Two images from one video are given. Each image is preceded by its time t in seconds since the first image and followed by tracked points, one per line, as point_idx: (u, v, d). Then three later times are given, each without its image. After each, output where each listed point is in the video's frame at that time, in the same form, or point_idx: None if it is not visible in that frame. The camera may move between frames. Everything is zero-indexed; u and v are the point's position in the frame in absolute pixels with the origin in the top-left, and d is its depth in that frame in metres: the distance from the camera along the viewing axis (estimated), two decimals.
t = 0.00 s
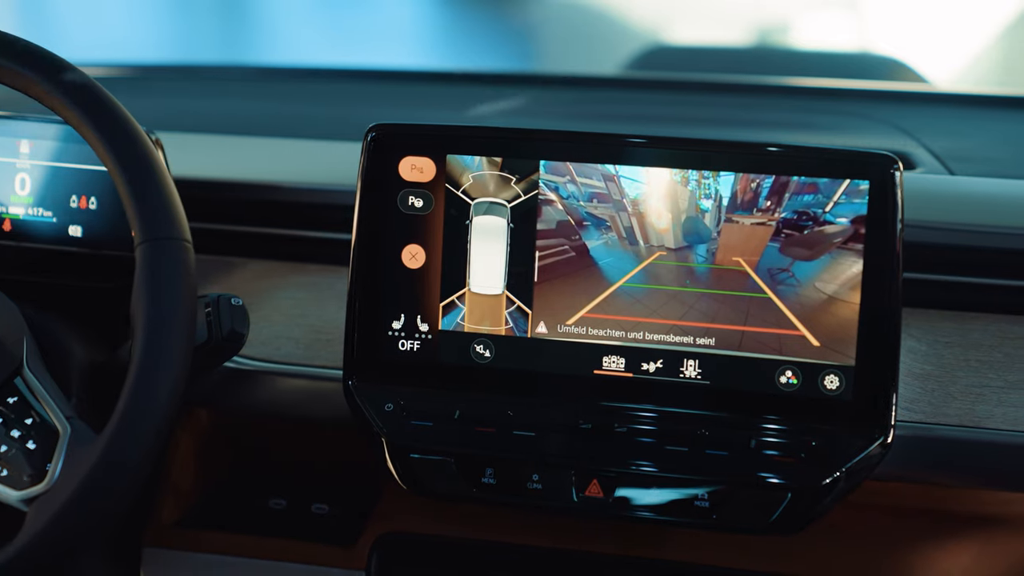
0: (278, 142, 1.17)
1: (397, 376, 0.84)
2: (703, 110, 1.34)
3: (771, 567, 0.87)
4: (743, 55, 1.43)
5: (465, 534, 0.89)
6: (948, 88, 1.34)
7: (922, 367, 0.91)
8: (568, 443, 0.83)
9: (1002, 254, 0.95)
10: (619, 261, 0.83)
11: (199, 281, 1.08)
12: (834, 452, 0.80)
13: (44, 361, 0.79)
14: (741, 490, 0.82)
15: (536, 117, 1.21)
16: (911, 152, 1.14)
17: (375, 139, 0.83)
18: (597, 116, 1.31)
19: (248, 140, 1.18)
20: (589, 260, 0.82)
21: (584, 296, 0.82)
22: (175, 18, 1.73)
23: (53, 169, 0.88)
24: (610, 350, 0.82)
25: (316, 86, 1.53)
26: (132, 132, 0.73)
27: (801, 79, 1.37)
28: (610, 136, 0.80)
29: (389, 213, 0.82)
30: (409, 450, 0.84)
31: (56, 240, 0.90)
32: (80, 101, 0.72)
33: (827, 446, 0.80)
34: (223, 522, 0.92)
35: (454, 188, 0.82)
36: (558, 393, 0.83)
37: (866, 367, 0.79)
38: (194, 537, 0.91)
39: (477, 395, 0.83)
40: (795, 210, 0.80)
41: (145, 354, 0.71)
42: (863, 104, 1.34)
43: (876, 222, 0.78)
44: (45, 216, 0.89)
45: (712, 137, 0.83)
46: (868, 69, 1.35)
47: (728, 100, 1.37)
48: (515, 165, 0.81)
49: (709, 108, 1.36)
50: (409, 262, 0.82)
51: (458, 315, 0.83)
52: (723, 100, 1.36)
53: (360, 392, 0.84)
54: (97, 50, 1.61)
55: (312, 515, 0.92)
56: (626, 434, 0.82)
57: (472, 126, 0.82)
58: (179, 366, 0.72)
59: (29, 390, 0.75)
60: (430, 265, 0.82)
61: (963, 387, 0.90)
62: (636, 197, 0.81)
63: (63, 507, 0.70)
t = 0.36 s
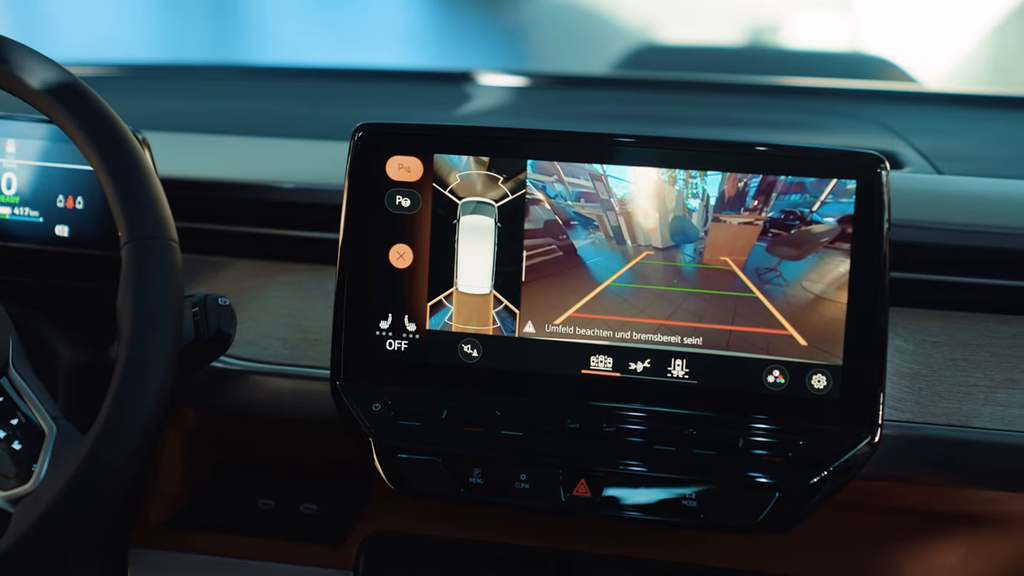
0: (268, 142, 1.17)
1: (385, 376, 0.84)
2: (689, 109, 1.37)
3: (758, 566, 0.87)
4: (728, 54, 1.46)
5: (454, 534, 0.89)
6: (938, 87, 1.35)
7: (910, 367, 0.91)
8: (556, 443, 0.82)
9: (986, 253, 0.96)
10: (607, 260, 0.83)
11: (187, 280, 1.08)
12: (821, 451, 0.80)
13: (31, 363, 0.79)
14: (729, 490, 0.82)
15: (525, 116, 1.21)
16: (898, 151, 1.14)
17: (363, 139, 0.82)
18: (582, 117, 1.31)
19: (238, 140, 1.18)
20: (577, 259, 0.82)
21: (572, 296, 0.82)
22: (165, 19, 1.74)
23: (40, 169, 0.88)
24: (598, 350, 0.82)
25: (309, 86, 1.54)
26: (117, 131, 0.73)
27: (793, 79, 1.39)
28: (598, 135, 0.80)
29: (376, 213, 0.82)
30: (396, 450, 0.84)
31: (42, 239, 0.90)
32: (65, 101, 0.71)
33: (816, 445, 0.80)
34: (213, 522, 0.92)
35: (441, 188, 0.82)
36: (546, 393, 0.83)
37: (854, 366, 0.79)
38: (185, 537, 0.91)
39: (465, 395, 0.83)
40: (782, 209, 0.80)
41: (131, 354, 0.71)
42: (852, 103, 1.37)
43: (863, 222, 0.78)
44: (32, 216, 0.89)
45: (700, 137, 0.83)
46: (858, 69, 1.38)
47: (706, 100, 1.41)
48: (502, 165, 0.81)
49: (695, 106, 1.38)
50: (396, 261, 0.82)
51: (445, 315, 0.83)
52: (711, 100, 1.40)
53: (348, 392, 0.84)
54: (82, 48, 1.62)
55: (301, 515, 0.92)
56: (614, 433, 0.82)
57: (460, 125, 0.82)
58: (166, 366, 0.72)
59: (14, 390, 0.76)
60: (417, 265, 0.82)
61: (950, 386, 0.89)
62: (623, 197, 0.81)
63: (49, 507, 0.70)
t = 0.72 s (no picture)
0: (263, 141, 1.17)
1: (378, 376, 0.84)
2: (680, 109, 1.39)
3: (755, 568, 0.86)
4: (718, 54, 1.49)
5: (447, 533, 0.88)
6: (929, 87, 1.41)
7: (902, 365, 0.92)
8: (550, 442, 0.83)
9: (975, 252, 0.97)
10: (600, 260, 0.82)
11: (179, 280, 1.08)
12: (813, 449, 0.80)
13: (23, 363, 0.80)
14: (722, 489, 0.82)
15: (519, 116, 1.22)
16: (891, 151, 1.14)
17: (355, 139, 0.83)
18: (574, 116, 1.32)
19: (232, 140, 1.18)
20: (570, 259, 0.82)
21: (565, 295, 0.82)
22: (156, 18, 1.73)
23: (33, 169, 0.87)
24: (591, 349, 0.82)
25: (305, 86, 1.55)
26: (110, 131, 0.72)
27: (785, 78, 1.42)
28: (591, 135, 0.80)
29: (370, 213, 0.82)
30: (389, 450, 0.85)
31: (36, 240, 0.89)
32: (58, 101, 0.71)
33: (808, 444, 0.80)
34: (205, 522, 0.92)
35: (434, 188, 0.82)
36: (539, 392, 0.83)
37: (846, 365, 0.79)
38: (177, 539, 0.90)
39: (458, 394, 0.83)
40: (774, 209, 0.80)
41: (124, 355, 0.70)
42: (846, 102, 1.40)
43: (855, 222, 0.78)
44: (25, 216, 0.88)
45: (693, 137, 0.84)
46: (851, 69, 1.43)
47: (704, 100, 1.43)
48: (495, 164, 0.81)
49: (689, 106, 1.40)
50: (390, 261, 0.83)
51: (438, 315, 0.82)
52: (707, 100, 1.42)
53: (342, 391, 0.84)
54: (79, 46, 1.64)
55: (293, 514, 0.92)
56: (607, 433, 0.82)
57: (452, 125, 0.82)
58: (159, 365, 0.72)
59: (7, 390, 0.75)
60: (410, 265, 0.82)
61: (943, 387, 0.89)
62: (616, 196, 0.81)
63: (41, 509, 0.70)
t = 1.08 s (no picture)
0: (260, 142, 1.18)
1: (371, 376, 0.84)
2: (671, 109, 1.41)
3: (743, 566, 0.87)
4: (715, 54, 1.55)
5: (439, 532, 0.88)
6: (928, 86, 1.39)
7: (896, 365, 0.94)
8: (545, 442, 0.83)
9: (968, 251, 0.98)
10: (593, 259, 0.82)
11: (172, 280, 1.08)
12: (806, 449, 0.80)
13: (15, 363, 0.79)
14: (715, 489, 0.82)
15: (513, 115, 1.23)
16: (884, 149, 1.15)
17: (347, 139, 0.83)
18: (564, 115, 1.32)
19: (226, 140, 1.19)
20: (563, 258, 0.82)
21: (558, 295, 0.82)
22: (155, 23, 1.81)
23: (26, 169, 0.86)
24: (584, 349, 0.82)
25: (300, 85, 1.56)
26: (102, 129, 0.72)
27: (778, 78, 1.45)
28: (585, 135, 0.80)
29: (363, 213, 0.82)
30: (384, 450, 0.85)
31: (28, 240, 0.88)
32: (49, 100, 0.71)
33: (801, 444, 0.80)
34: (192, 521, 0.92)
35: (427, 187, 0.82)
36: (532, 393, 0.83)
37: (840, 365, 0.79)
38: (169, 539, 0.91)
39: (452, 394, 0.83)
40: (768, 208, 0.80)
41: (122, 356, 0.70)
42: (838, 103, 1.43)
43: (848, 222, 0.78)
44: (17, 216, 0.87)
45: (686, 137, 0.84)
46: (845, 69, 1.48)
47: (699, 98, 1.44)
48: (488, 164, 0.81)
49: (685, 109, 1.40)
50: (383, 261, 0.82)
51: (431, 315, 0.83)
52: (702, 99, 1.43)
53: (335, 392, 0.84)
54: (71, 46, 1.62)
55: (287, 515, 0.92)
56: (601, 432, 0.83)
57: (445, 124, 0.82)
58: (152, 365, 0.71)
59: None
60: (403, 264, 0.82)
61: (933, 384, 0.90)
62: (609, 196, 0.81)
63: (32, 510, 0.70)
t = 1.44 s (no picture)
0: (255, 142, 1.18)
1: (364, 375, 0.84)
2: (665, 109, 1.41)
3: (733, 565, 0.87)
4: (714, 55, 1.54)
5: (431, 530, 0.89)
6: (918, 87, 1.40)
7: (889, 364, 0.94)
8: (538, 442, 0.83)
9: (963, 251, 0.98)
10: (587, 258, 0.82)
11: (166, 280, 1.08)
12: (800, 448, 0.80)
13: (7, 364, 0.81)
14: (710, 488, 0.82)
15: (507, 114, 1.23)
16: (878, 149, 1.15)
17: (341, 138, 0.82)
18: (557, 114, 1.32)
19: (220, 140, 1.19)
20: (556, 258, 0.82)
21: (551, 294, 0.82)
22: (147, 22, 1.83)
23: (18, 168, 0.87)
24: (577, 349, 0.82)
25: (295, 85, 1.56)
26: (94, 130, 0.72)
27: (773, 77, 1.45)
28: (579, 134, 0.80)
29: (356, 212, 0.82)
30: (377, 449, 0.85)
31: (21, 239, 0.88)
32: (41, 99, 0.71)
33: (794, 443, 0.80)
34: (187, 522, 0.91)
35: (420, 187, 0.82)
36: (525, 392, 0.83)
37: (833, 365, 0.79)
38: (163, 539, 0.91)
39: (445, 393, 0.84)
40: (761, 207, 0.80)
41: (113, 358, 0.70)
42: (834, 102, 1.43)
43: (842, 221, 0.78)
44: (9, 215, 0.87)
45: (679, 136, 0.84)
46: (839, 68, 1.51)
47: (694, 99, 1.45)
48: (481, 163, 0.81)
49: (685, 110, 1.39)
50: (376, 260, 0.82)
51: (424, 314, 0.82)
52: (694, 99, 1.44)
53: (328, 392, 0.84)
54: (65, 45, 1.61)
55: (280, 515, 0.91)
56: (594, 432, 0.82)
57: (438, 124, 0.82)
58: (144, 364, 0.71)
59: None
60: (396, 264, 0.82)
61: (929, 384, 0.90)
62: (603, 195, 0.81)
63: (22, 510, 0.69)
